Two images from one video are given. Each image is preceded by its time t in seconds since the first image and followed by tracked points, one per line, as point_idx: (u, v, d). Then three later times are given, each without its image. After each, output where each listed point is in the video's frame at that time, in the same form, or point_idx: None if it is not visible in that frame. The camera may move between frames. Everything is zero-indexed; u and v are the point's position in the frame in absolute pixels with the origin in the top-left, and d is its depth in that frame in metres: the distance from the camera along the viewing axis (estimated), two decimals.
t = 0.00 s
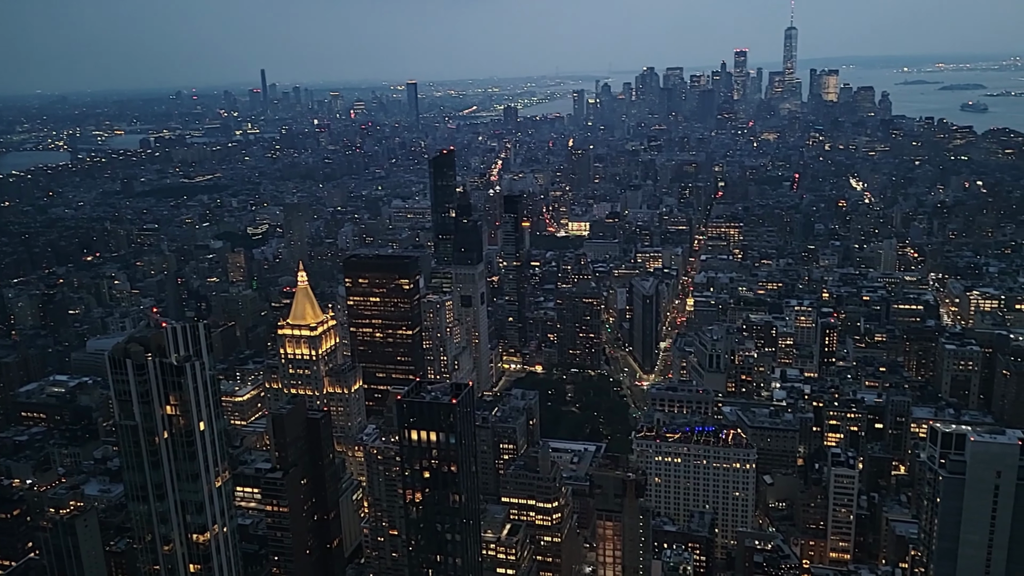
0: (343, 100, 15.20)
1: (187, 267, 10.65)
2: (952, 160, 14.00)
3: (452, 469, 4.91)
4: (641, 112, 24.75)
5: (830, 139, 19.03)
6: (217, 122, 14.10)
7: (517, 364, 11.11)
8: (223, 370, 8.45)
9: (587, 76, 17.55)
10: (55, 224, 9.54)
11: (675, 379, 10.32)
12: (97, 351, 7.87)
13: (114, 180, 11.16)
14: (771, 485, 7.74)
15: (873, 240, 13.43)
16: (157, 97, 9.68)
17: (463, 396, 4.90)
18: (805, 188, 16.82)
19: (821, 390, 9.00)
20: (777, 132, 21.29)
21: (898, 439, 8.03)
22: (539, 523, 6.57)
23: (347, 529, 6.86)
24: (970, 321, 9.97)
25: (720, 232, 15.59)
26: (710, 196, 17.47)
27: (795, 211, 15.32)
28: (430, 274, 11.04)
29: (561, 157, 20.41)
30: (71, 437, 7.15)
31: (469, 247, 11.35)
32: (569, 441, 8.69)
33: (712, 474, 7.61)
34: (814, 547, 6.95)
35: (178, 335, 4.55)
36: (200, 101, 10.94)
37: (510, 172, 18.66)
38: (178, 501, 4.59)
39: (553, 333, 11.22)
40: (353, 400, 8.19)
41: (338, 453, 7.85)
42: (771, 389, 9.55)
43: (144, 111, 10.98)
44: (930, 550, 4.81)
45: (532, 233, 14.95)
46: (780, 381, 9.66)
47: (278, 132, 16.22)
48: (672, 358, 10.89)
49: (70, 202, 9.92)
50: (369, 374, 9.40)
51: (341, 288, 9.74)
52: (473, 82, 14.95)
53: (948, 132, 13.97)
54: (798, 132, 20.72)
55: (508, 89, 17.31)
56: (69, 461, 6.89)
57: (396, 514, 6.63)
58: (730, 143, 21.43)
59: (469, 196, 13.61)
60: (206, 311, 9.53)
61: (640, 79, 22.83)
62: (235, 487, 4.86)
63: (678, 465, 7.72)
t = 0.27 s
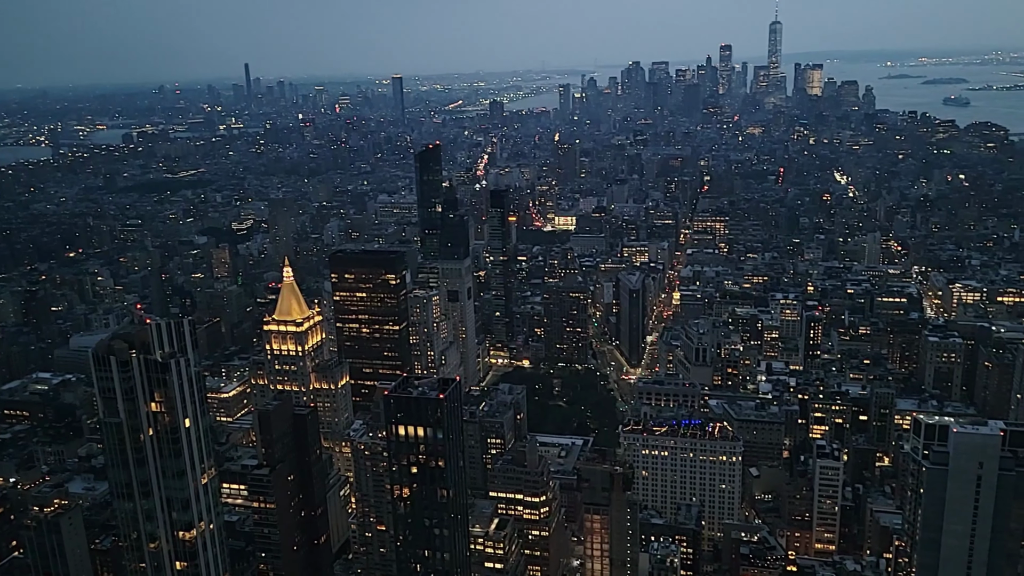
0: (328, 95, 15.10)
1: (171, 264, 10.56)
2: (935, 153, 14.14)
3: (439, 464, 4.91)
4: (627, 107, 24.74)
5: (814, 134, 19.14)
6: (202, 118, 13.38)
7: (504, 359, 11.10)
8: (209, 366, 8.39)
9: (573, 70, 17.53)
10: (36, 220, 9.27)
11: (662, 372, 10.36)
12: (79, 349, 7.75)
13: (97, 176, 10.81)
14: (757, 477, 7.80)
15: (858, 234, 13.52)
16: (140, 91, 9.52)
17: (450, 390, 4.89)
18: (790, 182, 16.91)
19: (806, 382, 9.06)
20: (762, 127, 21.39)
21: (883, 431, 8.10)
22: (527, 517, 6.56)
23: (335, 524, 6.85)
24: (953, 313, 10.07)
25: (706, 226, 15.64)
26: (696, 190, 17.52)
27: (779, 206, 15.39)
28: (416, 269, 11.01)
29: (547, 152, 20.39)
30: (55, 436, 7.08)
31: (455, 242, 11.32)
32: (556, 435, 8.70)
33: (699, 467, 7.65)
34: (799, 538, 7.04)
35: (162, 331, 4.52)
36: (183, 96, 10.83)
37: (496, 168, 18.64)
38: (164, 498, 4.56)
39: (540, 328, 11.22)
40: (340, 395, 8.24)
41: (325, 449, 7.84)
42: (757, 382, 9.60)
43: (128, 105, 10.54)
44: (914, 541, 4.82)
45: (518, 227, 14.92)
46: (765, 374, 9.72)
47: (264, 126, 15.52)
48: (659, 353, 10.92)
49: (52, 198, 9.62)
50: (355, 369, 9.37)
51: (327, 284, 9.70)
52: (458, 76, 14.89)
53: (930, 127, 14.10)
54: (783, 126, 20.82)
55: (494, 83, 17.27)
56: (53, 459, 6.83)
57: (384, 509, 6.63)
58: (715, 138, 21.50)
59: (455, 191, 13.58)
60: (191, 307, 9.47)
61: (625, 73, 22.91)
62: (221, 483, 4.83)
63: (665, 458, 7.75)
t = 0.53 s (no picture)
0: (315, 91, 15.03)
1: (157, 261, 10.49)
2: (920, 148, 14.24)
3: (428, 460, 4.91)
4: (615, 103, 24.69)
5: (800, 129, 19.24)
6: (187, 114, 12.91)
7: (492, 355, 11.11)
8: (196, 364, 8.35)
9: (561, 66, 17.52)
10: (20, 218, 9.20)
11: (650, 368, 10.40)
12: (64, 347, 7.66)
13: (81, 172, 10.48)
14: (745, 471, 7.83)
15: (844, 230, 13.60)
16: (125, 86, 9.29)
17: (439, 386, 4.89)
18: (776, 178, 16.99)
19: (792, 376, 9.12)
20: (749, 123, 21.49)
21: (869, 425, 8.17)
22: (516, 513, 6.56)
23: (323, 522, 6.84)
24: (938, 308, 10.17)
25: (693, 222, 15.69)
26: (683, 186, 17.57)
27: (766, 201, 15.46)
28: (404, 266, 11.00)
29: (535, 148, 20.40)
30: (41, 434, 7.03)
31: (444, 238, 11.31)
32: (545, 431, 8.72)
33: (687, 462, 7.68)
34: (786, 532, 7.07)
35: (149, 329, 4.48)
36: (168, 92, 10.68)
37: (484, 164, 18.63)
38: (151, 497, 4.54)
39: (528, 324, 11.23)
40: (328, 393, 8.20)
41: (313, 447, 7.82)
42: (744, 377, 9.66)
43: (114, 100, 10.11)
44: (900, 534, 4.86)
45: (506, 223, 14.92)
46: (753, 369, 9.77)
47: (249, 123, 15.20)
48: (647, 348, 10.96)
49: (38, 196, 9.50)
50: (343, 366, 9.34)
51: (315, 281, 9.68)
52: (445, 72, 14.87)
53: (915, 122, 14.15)
54: (770, 122, 20.94)
55: (481, 79, 17.23)
56: (39, 458, 6.78)
57: (373, 507, 6.62)
58: (702, 133, 21.58)
59: (443, 187, 13.57)
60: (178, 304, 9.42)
61: (613, 69, 22.94)
62: (209, 482, 4.81)
63: (654, 453, 7.78)
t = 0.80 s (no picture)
0: (298, 86, 14.92)
1: (139, 258, 10.39)
2: (901, 143, 14.36)
3: (414, 457, 4.90)
4: (599, 98, 24.70)
5: (784, 125, 19.36)
6: (167, 110, 12.93)
7: (478, 351, 11.10)
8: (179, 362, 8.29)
9: (545, 61, 17.49)
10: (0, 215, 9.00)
11: (635, 362, 10.43)
12: (46, 345, 7.55)
13: (62, 169, 10.22)
14: (730, 465, 7.85)
15: (827, 224, 13.68)
16: (105, 81, 9.17)
17: (425, 382, 4.88)
18: (760, 173, 17.08)
19: (777, 370, 9.17)
20: (733, 118, 21.58)
21: (852, 418, 8.25)
22: (503, 508, 6.57)
23: (309, 519, 6.82)
24: (919, 302, 10.29)
25: (678, 217, 15.73)
26: (668, 181, 17.62)
27: (750, 196, 15.53)
28: (389, 262, 10.96)
29: (520, 144, 20.37)
30: (22, 433, 6.95)
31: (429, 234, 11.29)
32: (531, 426, 8.72)
33: (672, 457, 7.72)
34: (771, 525, 7.11)
35: (131, 327, 4.44)
36: (149, 87, 10.47)
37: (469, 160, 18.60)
38: (135, 495, 4.50)
39: (514, 319, 11.23)
40: (313, 390, 8.17)
41: (299, 444, 7.79)
42: (729, 371, 9.71)
43: (92, 93, 10.04)
44: (883, 526, 4.90)
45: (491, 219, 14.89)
46: (737, 363, 9.81)
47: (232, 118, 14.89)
48: (633, 343, 10.98)
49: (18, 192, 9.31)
50: (328, 363, 9.31)
51: (299, 278, 9.63)
52: (429, 68, 14.82)
53: (897, 117, 14.22)
54: (754, 117, 21.06)
55: (466, 75, 17.18)
56: (21, 457, 6.71)
57: (359, 503, 6.60)
58: (687, 129, 21.64)
59: (428, 182, 13.52)
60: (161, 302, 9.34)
61: (598, 64, 22.93)
62: (193, 480, 4.79)
63: (640, 447, 7.81)
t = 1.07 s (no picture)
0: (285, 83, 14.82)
1: (125, 257, 10.31)
2: (887, 139, 14.61)
3: (403, 454, 4.90)
4: (588, 95, 24.71)
5: (771, 121, 19.44)
6: (153, 107, 12.33)
7: (467, 348, 11.10)
8: (166, 360, 8.25)
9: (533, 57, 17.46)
10: None
11: (624, 358, 10.45)
12: (32, 343, 7.45)
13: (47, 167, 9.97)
14: (718, 460, 7.89)
15: (814, 220, 13.74)
16: (91, 78, 8.98)
17: (414, 379, 4.87)
18: (748, 169, 17.14)
19: (765, 366, 9.21)
20: (720, 114, 21.66)
21: (839, 413, 8.30)
22: (492, 505, 6.60)
23: (298, 517, 6.81)
24: (905, 297, 10.35)
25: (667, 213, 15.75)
26: (656, 178, 17.65)
27: (738, 192, 15.58)
28: (377, 259, 10.93)
29: (508, 140, 20.35)
30: (7, 433, 6.89)
31: (417, 231, 11.27)
32: (520, 423, 8.73)
33: (661, 452, 7.75)
34: (760, 519, 7.14)
35: (117, 325, 4.41)
36: (134, 84, 10.28)
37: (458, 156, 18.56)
38: (122, 495, 4.48)
39: (503, 316, 11.23)
40: (301, 387, 8.16)
41: (287, 442, 7.78)
42: (718, 367, 9.75)
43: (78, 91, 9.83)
44: (870, 519, 4.93)
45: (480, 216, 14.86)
46: (726, 359, 9.84)
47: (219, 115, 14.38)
48: (622, 339, 11.01)
49: None
50: (317, 361, 9.28)
51: (287, 275, 9.60)
52: (417, 64, 14.79)
53: (883, 113, 14.40)
54: (741, 114, 21.16)
55: (453, 71, 17.14)
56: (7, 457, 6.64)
57: (348, 501, 6.60)
58: (674, 125, 21.70)
59: (416, 179, 13.49)
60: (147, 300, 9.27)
61: (586, 60, 22.93)
62: (181, 479, 4.77)
63: (629, 443, 7.83)
